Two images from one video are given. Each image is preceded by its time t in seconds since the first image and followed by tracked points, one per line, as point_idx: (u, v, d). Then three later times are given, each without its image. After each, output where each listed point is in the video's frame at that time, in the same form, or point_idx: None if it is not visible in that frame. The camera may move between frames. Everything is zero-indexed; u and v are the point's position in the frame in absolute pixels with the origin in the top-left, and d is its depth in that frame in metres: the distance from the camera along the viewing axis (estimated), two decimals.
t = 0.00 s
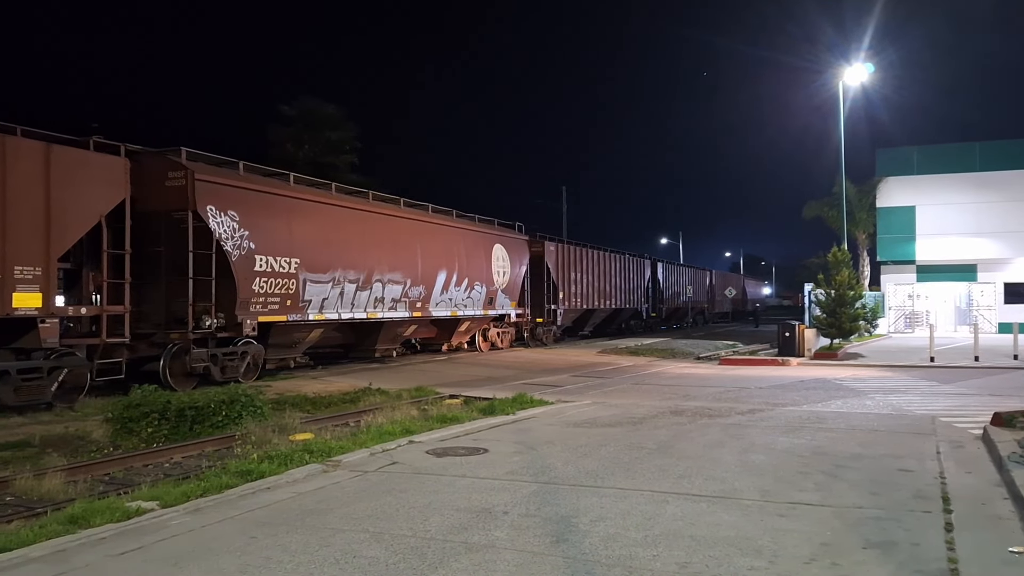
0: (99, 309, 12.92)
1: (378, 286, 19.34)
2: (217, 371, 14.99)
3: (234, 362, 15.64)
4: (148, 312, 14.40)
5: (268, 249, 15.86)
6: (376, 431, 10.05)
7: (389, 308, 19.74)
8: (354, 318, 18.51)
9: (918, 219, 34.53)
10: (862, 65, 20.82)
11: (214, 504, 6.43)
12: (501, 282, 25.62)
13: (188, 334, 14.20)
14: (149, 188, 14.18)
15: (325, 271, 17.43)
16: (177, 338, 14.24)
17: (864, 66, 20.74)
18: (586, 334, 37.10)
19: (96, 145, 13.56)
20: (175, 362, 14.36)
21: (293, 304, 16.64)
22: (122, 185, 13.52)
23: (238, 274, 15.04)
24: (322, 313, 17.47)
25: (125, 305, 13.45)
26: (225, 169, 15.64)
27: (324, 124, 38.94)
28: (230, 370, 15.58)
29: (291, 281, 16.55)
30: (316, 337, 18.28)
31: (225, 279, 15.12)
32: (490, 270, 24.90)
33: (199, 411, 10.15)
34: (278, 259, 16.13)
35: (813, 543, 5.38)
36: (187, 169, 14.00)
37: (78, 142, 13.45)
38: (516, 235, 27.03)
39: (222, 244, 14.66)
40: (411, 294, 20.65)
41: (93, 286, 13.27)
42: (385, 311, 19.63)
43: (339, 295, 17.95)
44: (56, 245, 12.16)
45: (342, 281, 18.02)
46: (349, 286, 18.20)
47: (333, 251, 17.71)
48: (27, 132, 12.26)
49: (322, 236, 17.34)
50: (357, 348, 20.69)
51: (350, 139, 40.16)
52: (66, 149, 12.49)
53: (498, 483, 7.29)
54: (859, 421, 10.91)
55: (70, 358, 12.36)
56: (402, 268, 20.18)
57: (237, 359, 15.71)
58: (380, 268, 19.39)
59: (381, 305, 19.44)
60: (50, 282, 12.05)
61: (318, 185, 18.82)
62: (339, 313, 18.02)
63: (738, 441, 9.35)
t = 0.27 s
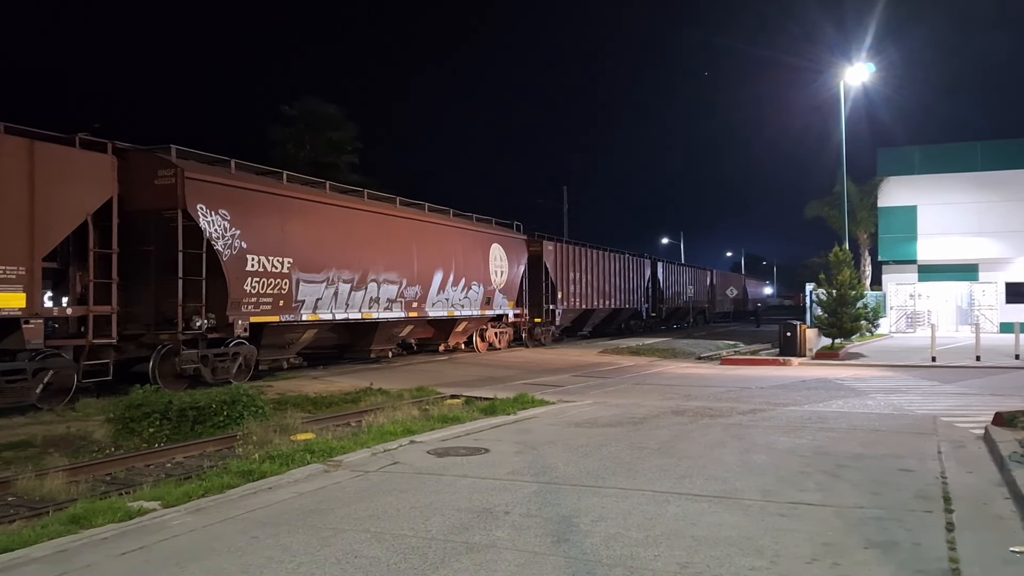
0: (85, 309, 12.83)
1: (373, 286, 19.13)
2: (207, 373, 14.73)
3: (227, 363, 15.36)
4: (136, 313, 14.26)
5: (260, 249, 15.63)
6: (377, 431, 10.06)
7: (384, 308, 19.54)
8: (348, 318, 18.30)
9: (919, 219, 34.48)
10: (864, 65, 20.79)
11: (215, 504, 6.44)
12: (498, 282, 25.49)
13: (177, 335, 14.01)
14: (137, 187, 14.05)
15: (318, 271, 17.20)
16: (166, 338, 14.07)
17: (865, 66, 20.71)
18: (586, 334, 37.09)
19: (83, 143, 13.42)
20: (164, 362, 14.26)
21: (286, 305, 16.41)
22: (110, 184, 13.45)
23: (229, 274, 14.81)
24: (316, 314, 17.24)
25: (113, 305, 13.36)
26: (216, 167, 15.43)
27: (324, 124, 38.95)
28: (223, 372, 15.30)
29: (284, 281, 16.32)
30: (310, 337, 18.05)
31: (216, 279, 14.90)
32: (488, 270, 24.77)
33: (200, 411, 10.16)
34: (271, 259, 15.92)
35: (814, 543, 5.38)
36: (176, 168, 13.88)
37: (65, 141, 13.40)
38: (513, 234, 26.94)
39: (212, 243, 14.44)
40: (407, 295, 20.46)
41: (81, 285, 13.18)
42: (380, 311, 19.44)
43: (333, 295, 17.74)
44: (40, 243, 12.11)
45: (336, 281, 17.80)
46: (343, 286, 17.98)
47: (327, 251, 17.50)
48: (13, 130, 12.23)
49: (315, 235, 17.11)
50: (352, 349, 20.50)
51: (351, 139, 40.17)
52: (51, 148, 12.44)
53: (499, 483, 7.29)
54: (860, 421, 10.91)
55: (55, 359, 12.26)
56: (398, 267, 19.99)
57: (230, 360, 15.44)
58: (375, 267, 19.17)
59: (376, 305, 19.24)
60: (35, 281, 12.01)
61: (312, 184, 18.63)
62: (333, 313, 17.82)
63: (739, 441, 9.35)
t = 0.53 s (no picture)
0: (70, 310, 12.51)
1: (368, 285, 18.91)
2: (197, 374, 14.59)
3: (216, 365, 15.23)
4: (123, 314, 14.11)
5: (251, 248, 15.41)
6: (379, 431, 10.07)
7: (379, 308, 19.32)
8: (342, 319, 18.07)
9: (921, 218, 34.43)
10: (864, 64, 20.79)
11: (217, 504, 6.45)
12: (495, 282, 25.36)
13: (163, 335, 13.83)
14: (123, 184, 13.88)
15: (311, 271, 16.98)
16: (153, 340, 13.88)
17: (866, 66, 20.70)
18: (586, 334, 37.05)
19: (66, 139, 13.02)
20: (152, 365, 14.09)
21: (277, 305, 16.18)
22: (95, 181, 13.05)
23: (219, 274, 14.59)
24: (309, 314, 17.00)
25: (98, 306, 13.08)
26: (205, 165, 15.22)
27: (325, 124, 38.96)
28: (212, 373, 15.16)
29: (275, 281, 16.10)
30: (303, 338, 17.75)
31: (205, 280, 14.66)
32: (485, 269, 24.64)
33: (202, 411, 10.17)
34: (261, 258, 15.70)
35: (815, 543, 5.38)
36: (163, 164, 13.66)
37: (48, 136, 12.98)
38: (510, 234, 26.79)
39: (201, 243, 14.24)
40: (402, 294, 20.25)
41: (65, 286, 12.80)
42: (375, 311, 19.19)
43: (326, 295, 17.51)
44: (21, 243, 11.72)
45: (329, 281, 17.56)
46: (336, 285, 17.76)
47: (321, 250, 17.28)
48: None
49: (308, 234, 16.89)
50: (347, 350, 20.26)
51: (352, 139, 40.20)
52: (32, 144, 12.03)
53: (500, 483, 7.29)
54: (861, 420, 10.90)
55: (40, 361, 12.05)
56: (393, 267, 19.77)
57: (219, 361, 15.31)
58: (369, 267, 18.95)
59: (371, 305, 18.99)
60: (15, 282, 11.63)
61: (305, 182, 18.46)
62: (327, 313, 17.55)
63: (740, 441, 9.35)
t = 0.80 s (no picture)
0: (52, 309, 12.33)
1: (362, 285, 18.85)
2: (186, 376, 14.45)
3: (205, 367, 15.08)
4: (110, 314, 13.96)
5: (242, 247, 15.26)
6: (381, 430, 10.07)
7: (373, 308, 19.27)
8: (335, 319, 18.00)
9: (922, 218, 34.39)
10: (866, 64, 20.77)
11: (220, 504, 6.47)
12: (492, 281, 25.34)
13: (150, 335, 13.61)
14: (110, 183, 13.68)
15: (303, 270, 16.88)
16: (140, 340, 13.70)
17: (868, 66, 20.68)
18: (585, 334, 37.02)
19: (46, 134, 12.86)
20: (140, 365, 13.88)
21: (268, 306, 16.04)
22: (78, 179, 13.00)
23: (208, 274, 14.41)
24: (301, 314, 16.90)
25: (82, 305, 12.88)
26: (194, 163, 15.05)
27: (327, 124, 38.97)
28: (201, 376, 15.02)
29: (267, 281, 15.98)
30: (296, 339, 17.68)
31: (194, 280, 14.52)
32: (482, 269, 24.61)
33: (204, 411, 10.19)
34: (253, 258, 15.56)
35: (818, 543, 5.38)
36: (151, 162, 13.45)
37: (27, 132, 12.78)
38: (506, 233, 26.74)
39: (189, 242, 14.06)
40: (396, 294, 20.20)
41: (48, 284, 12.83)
42: (369, 311, 19.15)
43: (319, 295, 17.43)
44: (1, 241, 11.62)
45: (322, 280, 17.48)
46: (329, 285, 17.68)
47: (314, 249, 17.18)
48: None
49: (300, 234, 16.78)
50: (342, 350, 20.20)
51: (353, 139, 40.21)
52: (12, 141, 11.89)
53: (503, 483, 7.29)
54: (864, 420, 10.89)
55: (20, 360, 11.96)
56: (387, 266, 19.70)
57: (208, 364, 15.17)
58: (363, 266, 18.88)
59: (364, 305, 18.95)
60: None
61: (298, 181, 18.35)
62: (319, 313, 17.50)
63: (743, 441, 9.34)
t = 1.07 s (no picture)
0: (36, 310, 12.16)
1: (356, 285, 18.73)
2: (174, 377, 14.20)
3: (194, 368, 14.84)
4: (99, 314, 13.82)
5: (233, 247, 15.11)
6: (383, 431, 10.06)
7: (367, 308, 19.15)
8: (328, 319, 17.87)
9: (924, 217, 34.36)
10: (868, 64, 20.75)
11: (222, 504, 6.47)
12: (489, 281, 25.27)
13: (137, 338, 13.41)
14: (98, 181, 13.44)
15: (295, 270, 16.74)
16: (126, 342, 13.52)
17: (870, 65, 20.67)
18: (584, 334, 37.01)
19: (29, 133, 12.76)
20: (127, 366, 13.65)
21: (259, 306, 15.92)
22: (59, 178, 12.93)
23: (196, 273, 14.27)
24: (292, 316, 16.76)
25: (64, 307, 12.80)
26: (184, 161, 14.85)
27: (328, 125, 39.00)
28: (190, 377, 14.79)
29: (257, 281, 15.82)
30: (287, 340, 17.50)
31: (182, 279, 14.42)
32: (479, 269, 24.55)
33: (206, 412, 10.20)
34: (243, 257, 15.40)
35: (821, 543, 5.37)
36: (138, 161, 13.25)
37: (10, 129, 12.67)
38: (504, 232, 26.65)
39: (178, 241, 13.91)
40: (391, 294, 20.08)
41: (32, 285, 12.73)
42: (363, 311, 19.03)
43: (312, 295, 17.29)
44: None
45: (315, 280, 17.33)
46: (322, 285, 17.54)
47: (307, 249, 17.04)
48: None
49: (293, 233, 16.64)
50: (336, 351, 20.05)
51: (354, 139, 40.22)
52: None
53: (504, 483, 7.29)
54: (866, 420, 10.88)
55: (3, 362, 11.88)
56: (382, 266, 19.59)
57: (198, 365, 14.93)
58: (357, 266, 18.75)
59: (358, 305, 18.83)
60: None
61: (291, 178, 18.21)
62: (312, 313, 17.36)
63: (745, 441, 9.34)
